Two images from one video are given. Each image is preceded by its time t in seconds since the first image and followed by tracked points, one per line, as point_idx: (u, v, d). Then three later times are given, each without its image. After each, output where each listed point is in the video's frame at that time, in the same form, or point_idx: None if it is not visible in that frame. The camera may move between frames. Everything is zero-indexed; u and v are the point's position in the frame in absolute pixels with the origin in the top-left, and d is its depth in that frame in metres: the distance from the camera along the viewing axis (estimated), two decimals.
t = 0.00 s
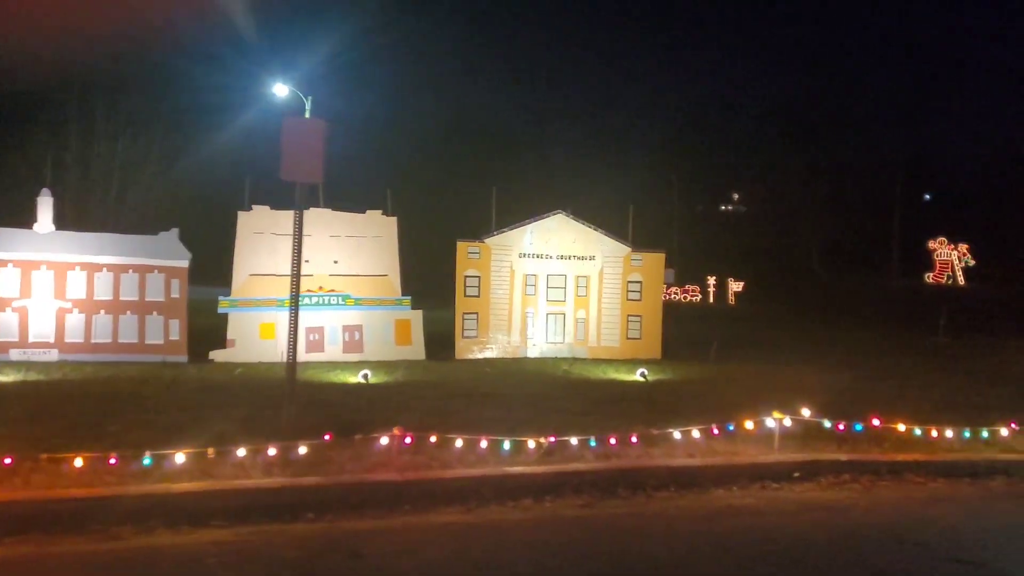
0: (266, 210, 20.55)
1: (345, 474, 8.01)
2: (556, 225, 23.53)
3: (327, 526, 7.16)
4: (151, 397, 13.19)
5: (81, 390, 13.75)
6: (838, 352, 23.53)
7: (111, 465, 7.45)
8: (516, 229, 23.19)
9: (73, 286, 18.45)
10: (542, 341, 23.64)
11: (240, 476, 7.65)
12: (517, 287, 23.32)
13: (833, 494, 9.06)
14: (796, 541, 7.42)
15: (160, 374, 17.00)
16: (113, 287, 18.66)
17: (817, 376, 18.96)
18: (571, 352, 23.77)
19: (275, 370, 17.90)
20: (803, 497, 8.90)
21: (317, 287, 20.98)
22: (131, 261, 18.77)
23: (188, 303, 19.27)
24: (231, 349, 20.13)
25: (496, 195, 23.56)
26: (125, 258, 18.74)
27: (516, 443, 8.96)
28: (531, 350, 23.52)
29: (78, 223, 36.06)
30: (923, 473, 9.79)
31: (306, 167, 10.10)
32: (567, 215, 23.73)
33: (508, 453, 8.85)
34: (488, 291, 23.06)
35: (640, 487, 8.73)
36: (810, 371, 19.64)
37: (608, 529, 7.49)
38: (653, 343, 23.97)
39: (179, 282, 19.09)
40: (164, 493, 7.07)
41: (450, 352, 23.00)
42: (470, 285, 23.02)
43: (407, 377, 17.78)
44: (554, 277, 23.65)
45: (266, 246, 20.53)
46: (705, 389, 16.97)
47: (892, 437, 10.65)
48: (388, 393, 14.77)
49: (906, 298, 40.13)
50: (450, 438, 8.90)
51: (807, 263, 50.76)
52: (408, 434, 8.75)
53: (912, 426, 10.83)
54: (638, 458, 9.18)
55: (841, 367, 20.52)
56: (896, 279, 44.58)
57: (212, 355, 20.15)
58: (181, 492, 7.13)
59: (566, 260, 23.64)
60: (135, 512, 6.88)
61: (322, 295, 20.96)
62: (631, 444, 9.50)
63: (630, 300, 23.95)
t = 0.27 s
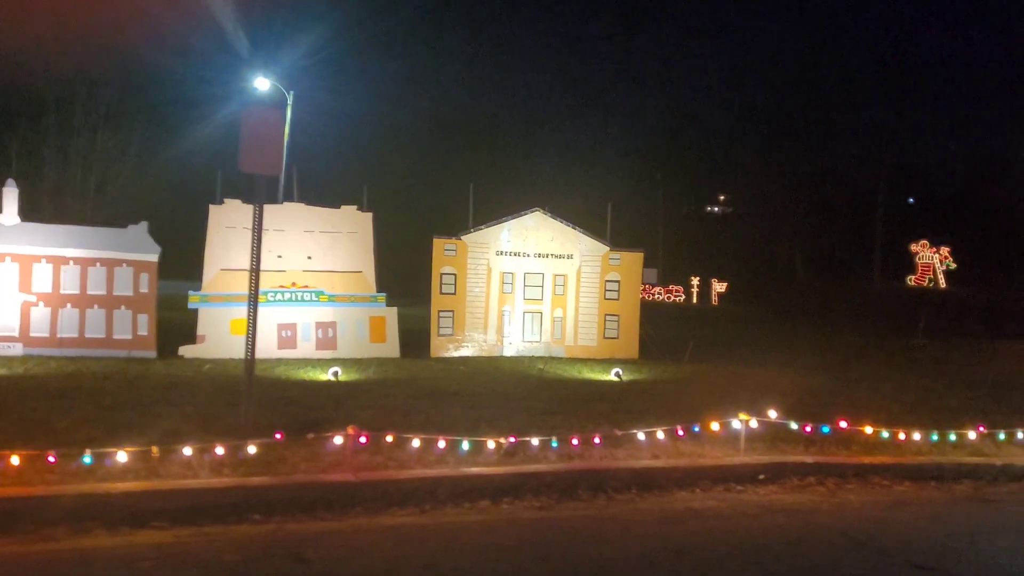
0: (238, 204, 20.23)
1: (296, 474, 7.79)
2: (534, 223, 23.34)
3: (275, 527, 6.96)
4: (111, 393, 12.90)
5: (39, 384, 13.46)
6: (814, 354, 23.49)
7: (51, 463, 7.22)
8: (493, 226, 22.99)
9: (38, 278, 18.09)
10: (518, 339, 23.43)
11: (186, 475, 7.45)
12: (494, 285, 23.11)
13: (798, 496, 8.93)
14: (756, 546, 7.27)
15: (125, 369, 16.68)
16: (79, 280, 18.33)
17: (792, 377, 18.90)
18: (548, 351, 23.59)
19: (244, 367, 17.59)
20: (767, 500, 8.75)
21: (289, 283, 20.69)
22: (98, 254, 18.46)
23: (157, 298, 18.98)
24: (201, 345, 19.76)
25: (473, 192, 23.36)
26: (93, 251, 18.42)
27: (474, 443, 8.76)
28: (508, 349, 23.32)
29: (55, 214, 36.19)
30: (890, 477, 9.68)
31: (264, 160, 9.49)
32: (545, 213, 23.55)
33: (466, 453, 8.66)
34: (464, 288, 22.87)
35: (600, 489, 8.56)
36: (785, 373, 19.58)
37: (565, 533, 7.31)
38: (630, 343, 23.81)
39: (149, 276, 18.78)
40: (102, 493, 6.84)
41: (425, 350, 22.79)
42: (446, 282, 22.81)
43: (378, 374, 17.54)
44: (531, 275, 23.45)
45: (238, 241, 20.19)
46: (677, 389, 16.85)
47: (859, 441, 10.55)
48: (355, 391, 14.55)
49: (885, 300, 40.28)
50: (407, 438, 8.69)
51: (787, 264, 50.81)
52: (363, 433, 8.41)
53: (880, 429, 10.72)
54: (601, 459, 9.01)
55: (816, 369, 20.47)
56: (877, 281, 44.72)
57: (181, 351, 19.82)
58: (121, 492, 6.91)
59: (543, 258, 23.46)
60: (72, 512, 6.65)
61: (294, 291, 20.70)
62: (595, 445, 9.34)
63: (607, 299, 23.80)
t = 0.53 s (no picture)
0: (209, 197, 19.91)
1: (242, 473, 7.55)
2: (511, 221, 23.10)
3: (216, 529, 6.74)
4: (67, 386, 12.60)
5: None
6: (790, 358, 23.42)
7: None
8: (469, 224, 22.77)
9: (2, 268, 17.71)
10: (494, 339, 23.23)
11: (126, 473, 7.23)
12: (470, 284, 22.91)
13: (759, 503, 8.78)
14: (711, 554, 7.10)
15: (88, 362, 16.35)
16: (44, 271, 17.96)
17: (765, 381, 18.79)
18: (523, 351, 23.40)
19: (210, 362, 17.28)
20: (727, 506, 8.59)
21: (261, 278, 20.40)
22: (65, 245, 18.11)
23: (124, 290, 18.66)
24: (168, 339, 19.50)
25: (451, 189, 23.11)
26: (59, 242, 18.07)
27: (429, 444, 8.53)
28: (483, 348, 23.12)
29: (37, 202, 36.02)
30: (854, 484, 9.55)
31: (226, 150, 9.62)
32: (523, 212, 23.32)
33: (420, 454, 8.45)
34: (440, 286, 22.69)
35: (557, 494, 8.37)
36: (759, 377, 19.49)
37: (516, 538, 7.11)
38: (606, 344, 23.64)
39: (116, 268, 18.45)
40: (32, 492, 6.61)
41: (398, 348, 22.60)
42: (421, 280, 22.60)
43: (347, 372, 17.28)
44: (508, 274, 23.23)
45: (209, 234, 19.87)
46: (649, 390, 16.71)
47: (824, 447, 10.43)
48: (321, 388, 14.31)
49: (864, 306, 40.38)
50: (359, 437, 8.48)
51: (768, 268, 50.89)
52: (312, 433, 8.17)
53: (846, 435, 10.60)
54: (561, 463, 8.81)
55: (790, 373, 20.39)
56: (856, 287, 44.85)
57: (149, 344, 19.53)
58: (53, 492, 6.67)
59: (520, 257, 23.24)
60: None
61: (265, 286, 20.41)
62: (554, 446, 9.16)
63: (584, 300, 23.60)
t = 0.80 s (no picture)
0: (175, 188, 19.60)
1: (180, 472, 7.32)
2: (484, 218, 22.88)
3: (148, 531, 6.51)
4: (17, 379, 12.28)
5: None
6: (761, 359, 23.38)
7: None
8: (441, 221, 22.54)
9: None
10: (465, 337, 23.01)
11: (57, 471, 7.00)
12: (441, 281, 22.69)
13: (716, 507, 8.63)
14: (660, 561, 6.91)
15: (44, 355, 15.97)
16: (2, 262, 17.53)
17: (735, 383, 18.70)
18: (495, 349, 23.19)
19: (172, 357, 16.94)
20: (682, 510, 8.44)
21: (227, 271, 20.05)
22: (25, 235, 17.70)
23: (86, 282, 18.26)
24: (131, 333, 19.13)
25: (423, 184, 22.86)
26: (18, 232, 17.66)
27: (377, 444, 8.32)
28: (453, 346, 22.90)
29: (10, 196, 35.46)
30: (814, 489, 9.42)
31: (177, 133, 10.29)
32: (496, 209, 23.10)
33: (367, 453, 8.23)
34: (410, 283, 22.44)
35: (509, 496, 8.17)
36: (729, 378, 19.39)
37: (462, 543, 6.90)
38: (578, 344, 23.46)
39: (77, 260, 18.06)
40: None
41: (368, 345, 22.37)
42: (392, 276, 22.36)
43: (311, 368, 17.00)
44: (480, 271, 23.01)
45: (173, 226, 19.60)
46: (616, 391, 16.56)
47: (785, 450, 10.31)
48: (281, 385, 14.04)
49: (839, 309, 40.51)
50: (304, 436, 8.27)
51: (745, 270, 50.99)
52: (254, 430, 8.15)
53: (807, 438, 10.48)
54: (515, 464, 8.62)
55: (760, 375, 20.32)
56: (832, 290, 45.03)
57: (111, 338, 19.15)
58: None
59: (493, 255, 23.02)
60: None
61: (232, 280, 20.06)
62: (507, 447, 8.97)
63: (557, 299, 23.40)
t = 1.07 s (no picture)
0: (138, 181, 19.26)
1: (109, 473, 7.03)
2: (455, 216, 22.61)
3: (64, 534, 6.28)
4: None
5: None
6: (732, 362, 23.27)
7: None
8: (411, 218, 22.25)
9: None
10: (435, 336, 22.73)
11: None
12: (411, 279, 22.41)
13: (668, 511, 8.43)
14: (603, 569, 6.68)
15: None
16: None
17: (704, 385, 18.56)
18: (465, 349, 22.93)
19: (129, 353, 16.57)
20: (632, 514, 8.23)
21: (191, 267, 19.60)
22: None
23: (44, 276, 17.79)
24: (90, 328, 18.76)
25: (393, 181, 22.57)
26: None
27: (318, 445, 8.04)
28: (423, 345, 22.63)
29: None
30: (772, 494, 9.24)
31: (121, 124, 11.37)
32: (467, 207, 22.83)
33: (308, 455, 7.97)
34: (379, 281, 22.16)
35: (455, 499, 7.92)
36: (699, 380, 19.23)
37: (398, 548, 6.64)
38: (549, 344, 23.21)
39: (35, 253, 17.60)
40: None
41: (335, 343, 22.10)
42: (360, 274, 22.07)
43: (272, 366, 16.67)
44: (450, 270, 22.73)
45: (135, 220, 19.28)
46: (583, 392, 16.35)
47: (744, 454, 10.12)
48: (238, 382, 13.73)
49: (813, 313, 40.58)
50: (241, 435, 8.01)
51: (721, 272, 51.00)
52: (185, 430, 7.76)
53: (767, 442, 10.31)
54: (464, 466, 8.37)
55: (730, 378, 20.19)
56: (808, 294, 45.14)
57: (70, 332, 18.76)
58: None
59: (464, 253, 22.74)
60: None
61: (195, 275, 19.59)
62: (457, 448, 8.73)
63: (529, 298, 23.14)
